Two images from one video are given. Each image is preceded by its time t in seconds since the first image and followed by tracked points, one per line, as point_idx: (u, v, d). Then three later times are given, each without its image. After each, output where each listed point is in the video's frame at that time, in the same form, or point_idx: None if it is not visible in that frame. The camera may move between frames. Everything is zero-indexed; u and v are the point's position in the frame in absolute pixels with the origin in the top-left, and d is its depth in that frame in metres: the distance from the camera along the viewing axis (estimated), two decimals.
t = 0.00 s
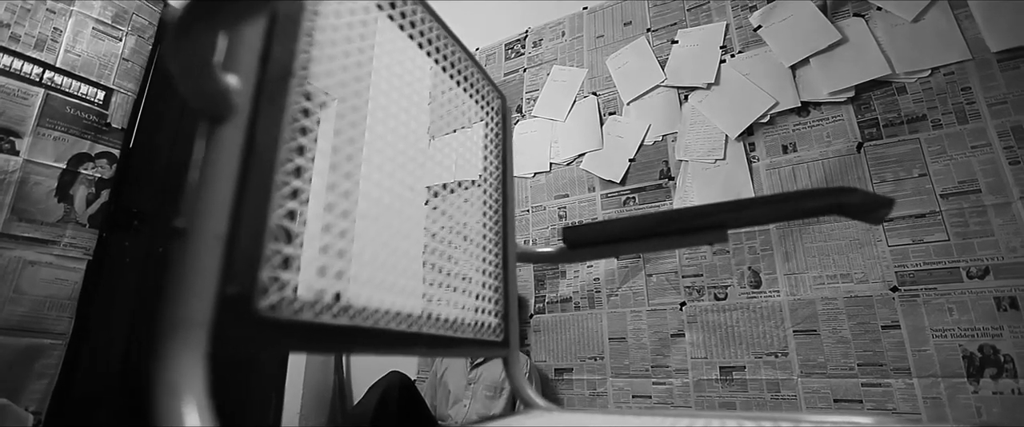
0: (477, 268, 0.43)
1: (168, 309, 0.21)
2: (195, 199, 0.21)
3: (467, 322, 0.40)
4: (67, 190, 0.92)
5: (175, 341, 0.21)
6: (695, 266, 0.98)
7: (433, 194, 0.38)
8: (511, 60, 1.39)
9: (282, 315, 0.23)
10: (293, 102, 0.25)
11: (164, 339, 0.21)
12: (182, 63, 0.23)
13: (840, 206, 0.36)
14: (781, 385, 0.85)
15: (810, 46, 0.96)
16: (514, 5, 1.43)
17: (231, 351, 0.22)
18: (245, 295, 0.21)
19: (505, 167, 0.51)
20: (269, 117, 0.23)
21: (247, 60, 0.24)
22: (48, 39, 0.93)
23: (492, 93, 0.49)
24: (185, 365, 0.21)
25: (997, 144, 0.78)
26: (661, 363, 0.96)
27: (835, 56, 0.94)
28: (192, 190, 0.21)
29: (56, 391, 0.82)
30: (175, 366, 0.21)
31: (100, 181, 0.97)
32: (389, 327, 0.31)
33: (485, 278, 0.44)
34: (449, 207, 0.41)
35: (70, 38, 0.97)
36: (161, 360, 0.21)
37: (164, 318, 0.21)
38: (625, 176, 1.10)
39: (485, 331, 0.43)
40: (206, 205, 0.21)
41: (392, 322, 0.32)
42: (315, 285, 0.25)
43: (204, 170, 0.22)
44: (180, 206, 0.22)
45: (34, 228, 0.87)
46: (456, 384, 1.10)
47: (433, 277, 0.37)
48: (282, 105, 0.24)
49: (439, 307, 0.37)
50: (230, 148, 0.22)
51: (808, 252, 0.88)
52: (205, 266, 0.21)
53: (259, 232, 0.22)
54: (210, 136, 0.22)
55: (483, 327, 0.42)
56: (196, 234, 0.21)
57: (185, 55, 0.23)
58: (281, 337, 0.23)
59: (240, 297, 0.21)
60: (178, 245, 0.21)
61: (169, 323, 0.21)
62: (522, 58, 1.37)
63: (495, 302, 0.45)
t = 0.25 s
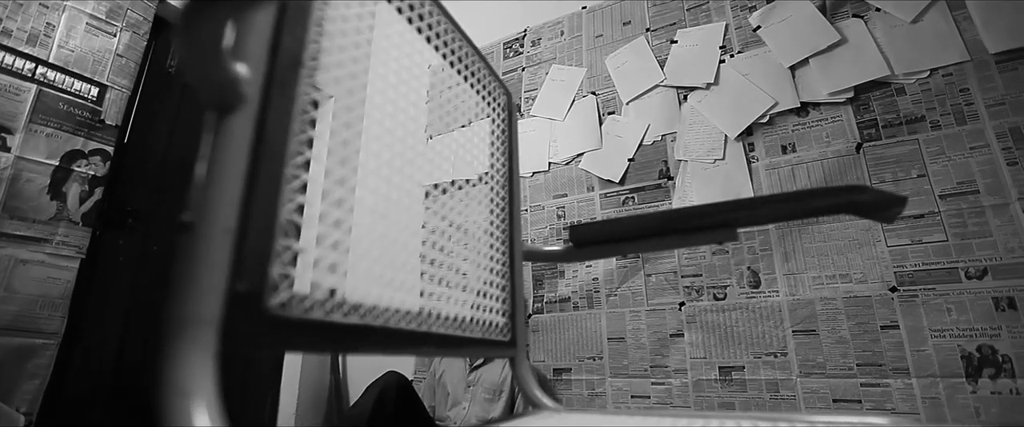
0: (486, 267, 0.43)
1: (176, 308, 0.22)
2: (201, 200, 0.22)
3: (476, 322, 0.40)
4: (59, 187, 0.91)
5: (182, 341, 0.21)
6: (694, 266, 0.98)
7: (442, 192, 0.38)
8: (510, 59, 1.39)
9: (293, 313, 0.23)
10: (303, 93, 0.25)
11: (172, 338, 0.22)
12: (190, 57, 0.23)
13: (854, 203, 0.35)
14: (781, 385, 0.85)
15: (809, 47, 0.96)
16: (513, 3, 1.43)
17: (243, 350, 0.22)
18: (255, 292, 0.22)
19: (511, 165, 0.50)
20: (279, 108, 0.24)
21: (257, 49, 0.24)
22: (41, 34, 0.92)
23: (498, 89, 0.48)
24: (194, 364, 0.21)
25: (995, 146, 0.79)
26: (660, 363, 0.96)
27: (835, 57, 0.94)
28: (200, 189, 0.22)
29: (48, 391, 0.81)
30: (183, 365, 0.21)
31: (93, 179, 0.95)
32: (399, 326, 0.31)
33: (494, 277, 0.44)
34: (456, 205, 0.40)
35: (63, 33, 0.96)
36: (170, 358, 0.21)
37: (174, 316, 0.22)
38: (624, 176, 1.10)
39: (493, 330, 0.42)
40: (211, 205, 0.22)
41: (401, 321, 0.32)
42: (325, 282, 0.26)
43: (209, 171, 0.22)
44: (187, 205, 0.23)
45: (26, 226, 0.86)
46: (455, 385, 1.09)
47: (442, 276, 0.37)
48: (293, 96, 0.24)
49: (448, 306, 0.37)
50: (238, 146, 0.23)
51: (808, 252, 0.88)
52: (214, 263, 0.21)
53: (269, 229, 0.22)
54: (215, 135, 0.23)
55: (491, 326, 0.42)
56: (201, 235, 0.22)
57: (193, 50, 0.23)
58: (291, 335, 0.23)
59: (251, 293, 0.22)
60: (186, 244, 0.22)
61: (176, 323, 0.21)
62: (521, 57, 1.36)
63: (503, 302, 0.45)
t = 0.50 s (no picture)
0: (496, 265, 0.43)
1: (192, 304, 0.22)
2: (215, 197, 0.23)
3: (488, 320, 0.40)
4: (52, 184, 0.90)
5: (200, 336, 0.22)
6: (694, 266, 0.98)
7: (452, 188, 0.38)
8: (509, 58, 1.38)
9: (309, 310, 0.24)
10: (315, 89, 0.25)
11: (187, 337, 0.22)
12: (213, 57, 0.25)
13: (870, 203, 0.37)
14: (781, 385, 0.84)
15: (810, 47, 0.96)
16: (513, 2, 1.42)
17: (258, 345, 0.23)
18: (272, 288, 0.22)
19: (520, 162, 0.50)
20: (291, 104, 0.24)
21: (269, 44, 0.25)
22: (34, 29, 0.91)
23: (506, 86, 0.48)
24: (213, 358, 0.22)
25: (995, 147, 0.79)
26: (660, 363, 0.95)
27: (835, 57, 0.94)
28: (215, 186, 0.23)
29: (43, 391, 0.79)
30: (203, 360, 0.22)
31: (87, 175, 0.95)
32: (411, 324, 0.31)
33: (503, 276, 0.43)
34: (465, 202, 0.40)
35: (58, 29, 0.95)
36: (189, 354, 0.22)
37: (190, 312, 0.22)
38: (625, 175, 1.09)
39: (503, 329, 0.42)
40: (226, 202, 0.22)
41: (414, 319, 0.31)
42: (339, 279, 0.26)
43: (224, 168, 0.23)
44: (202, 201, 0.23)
45: (18, 223, 0.85)
46: (454, 386, 1.09)
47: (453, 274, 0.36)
48: (304, 91, 0.25)
49: (461, 304, 0.37)
50: (254, 143, 0.23)
51: (808, 252, 0.88)
52: (228, 258, 0.22)
53: (285, 225, 0.23)
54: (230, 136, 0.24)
55: (502, 325, 0.42)
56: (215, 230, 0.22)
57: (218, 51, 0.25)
58: (305, 332, 0.23)
59: (268, 289, 0.22)
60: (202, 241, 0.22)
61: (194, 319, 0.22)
62: (520, 56, 1.36)
63: (514, 300, 0.44)
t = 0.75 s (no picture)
0: (507, 263, 0.42)
1: (206, 302, 0.19)
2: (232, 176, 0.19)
3: (501, 319, 0.39)
4: (47, 181, 0.88)
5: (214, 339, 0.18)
6: (695, 266, 0.97)
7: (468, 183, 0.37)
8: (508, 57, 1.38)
9: (329, 309, 0.21)
10: (336, 67, 0.22)
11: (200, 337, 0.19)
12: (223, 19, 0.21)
13: (887, 200, 0.37)
14: (782, 385, 0.84)
15: (811, 47, 0.96)
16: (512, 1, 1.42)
17: (275, 347, 0.20)
18: (292, 283, 0.19)
19: (530, 158, 0.49)
20: (313, 80, 0.21)
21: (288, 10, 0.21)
22: (28, 23, 0.91)
23: (516, 79, 0.47)
24: (229, 369, 0.19)
25: (995, 147, 0.79)
26: (660, 364, 0.95)
27: (836, 57, 0.94)
28: (230, 163, 0.19)
29: (34, 391, 0.78)
30: (216, 371, 0.18)
31: (82, 173, 0.93)
32: (431, 323, 0.30)
33: (515, 274, 0.42)
34: (478, 197, 0.39)
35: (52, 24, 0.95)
36: (201, 362, 0.19)
37: (202, 310, 0.19)
38: (625, 175, 1.09)
39: (517, 329, 0.41)
40: (243, 183, 0.19)
41: (434, 318, 0.30)
42: (363, 274, 0.23)
43: (239, 143, 0.19)
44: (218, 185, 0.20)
45: (12, 221, 0.85)
46: (453, 386, 1.08)
47: (467, 273, 0.35)
48: (325, 68, 0.22)
49: (476, 303, 0.35)
50: (273, 114, 0.20)
51: (809, 252, 0.88)
52: (246, 253, 0.18)
53: (305, 212, 0.20)
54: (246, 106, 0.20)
55: (515, 325, 0.41)
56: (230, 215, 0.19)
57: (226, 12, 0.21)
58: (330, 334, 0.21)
59: (288, 286, 0.19)
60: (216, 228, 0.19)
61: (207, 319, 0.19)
62: (519, 55, 1.36)
63: (525, 299, 0.43)
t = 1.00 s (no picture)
0: (520, 261, 0.41)
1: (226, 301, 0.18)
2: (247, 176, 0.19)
3: (515, 319, 0.38)
4: (39, 178, 0.92)
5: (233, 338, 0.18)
6: (696, 266, 0.97)
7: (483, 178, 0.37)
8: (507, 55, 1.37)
9: (350, 306, 0.21)
10: (357, 58, 0.22)
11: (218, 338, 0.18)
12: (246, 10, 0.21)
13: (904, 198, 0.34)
14: (782, 385, 0.84)
15: (811, 48, 0.96)
16: None
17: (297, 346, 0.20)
18: (316, 279, 0.19)
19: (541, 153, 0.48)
20: (335, 72, 0.21)
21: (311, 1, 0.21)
22: (20, 16, 0.95)
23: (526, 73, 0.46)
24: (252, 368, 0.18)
25: (995, 148, 0.79)
26: (660, 363, 0.95)
27: (836, 58, 0.94)
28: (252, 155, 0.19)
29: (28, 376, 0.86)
30: (239, 371, 0.18)
31: (75, 169, 0.97)
32: (451, 318, 0.30)
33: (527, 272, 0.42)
34: (489, 195, 0.38)
35: (44, 16, 0.99)
36: (219, 360, 0.18)
37: (225, 309, 0.18)
38: (625, 174, 1.09)
39: (530, 328, 0.40)
40: (264, 180, 0.19)
41: (452, 317, 0.29)
42: (385, 271, 0.23)
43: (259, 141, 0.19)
44: (240, 175, 0.20)
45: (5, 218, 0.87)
46: (451, 386, 1.07)
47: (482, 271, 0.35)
48: (346, 59, 0.22)
49: (491, 301, 0.35)
50: (294, 112, 0.20)
51: (809, 252, 0.88)
52: (268, 246, 0.18)
53: (328, 207, 0.20)
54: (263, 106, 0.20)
55: (529, 324, 0.40)
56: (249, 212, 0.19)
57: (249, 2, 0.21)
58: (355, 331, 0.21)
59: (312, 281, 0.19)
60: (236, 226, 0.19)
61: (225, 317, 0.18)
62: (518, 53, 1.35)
63: (537, 298, 0.43)
